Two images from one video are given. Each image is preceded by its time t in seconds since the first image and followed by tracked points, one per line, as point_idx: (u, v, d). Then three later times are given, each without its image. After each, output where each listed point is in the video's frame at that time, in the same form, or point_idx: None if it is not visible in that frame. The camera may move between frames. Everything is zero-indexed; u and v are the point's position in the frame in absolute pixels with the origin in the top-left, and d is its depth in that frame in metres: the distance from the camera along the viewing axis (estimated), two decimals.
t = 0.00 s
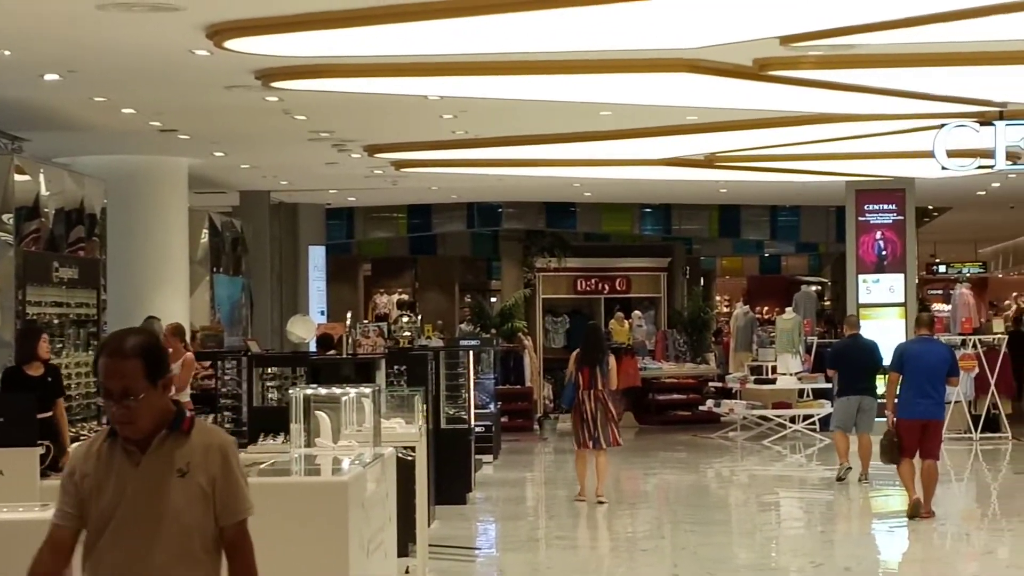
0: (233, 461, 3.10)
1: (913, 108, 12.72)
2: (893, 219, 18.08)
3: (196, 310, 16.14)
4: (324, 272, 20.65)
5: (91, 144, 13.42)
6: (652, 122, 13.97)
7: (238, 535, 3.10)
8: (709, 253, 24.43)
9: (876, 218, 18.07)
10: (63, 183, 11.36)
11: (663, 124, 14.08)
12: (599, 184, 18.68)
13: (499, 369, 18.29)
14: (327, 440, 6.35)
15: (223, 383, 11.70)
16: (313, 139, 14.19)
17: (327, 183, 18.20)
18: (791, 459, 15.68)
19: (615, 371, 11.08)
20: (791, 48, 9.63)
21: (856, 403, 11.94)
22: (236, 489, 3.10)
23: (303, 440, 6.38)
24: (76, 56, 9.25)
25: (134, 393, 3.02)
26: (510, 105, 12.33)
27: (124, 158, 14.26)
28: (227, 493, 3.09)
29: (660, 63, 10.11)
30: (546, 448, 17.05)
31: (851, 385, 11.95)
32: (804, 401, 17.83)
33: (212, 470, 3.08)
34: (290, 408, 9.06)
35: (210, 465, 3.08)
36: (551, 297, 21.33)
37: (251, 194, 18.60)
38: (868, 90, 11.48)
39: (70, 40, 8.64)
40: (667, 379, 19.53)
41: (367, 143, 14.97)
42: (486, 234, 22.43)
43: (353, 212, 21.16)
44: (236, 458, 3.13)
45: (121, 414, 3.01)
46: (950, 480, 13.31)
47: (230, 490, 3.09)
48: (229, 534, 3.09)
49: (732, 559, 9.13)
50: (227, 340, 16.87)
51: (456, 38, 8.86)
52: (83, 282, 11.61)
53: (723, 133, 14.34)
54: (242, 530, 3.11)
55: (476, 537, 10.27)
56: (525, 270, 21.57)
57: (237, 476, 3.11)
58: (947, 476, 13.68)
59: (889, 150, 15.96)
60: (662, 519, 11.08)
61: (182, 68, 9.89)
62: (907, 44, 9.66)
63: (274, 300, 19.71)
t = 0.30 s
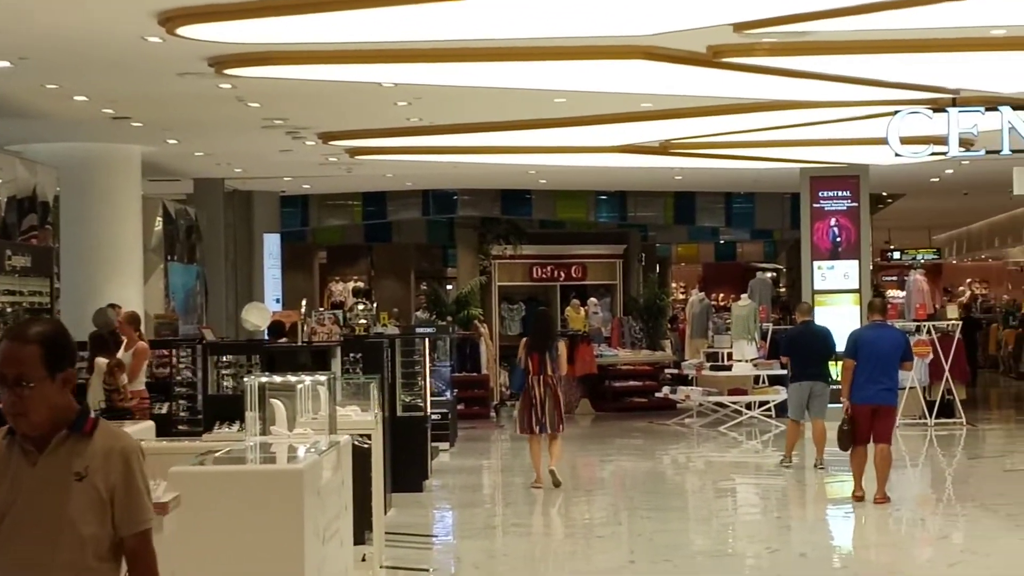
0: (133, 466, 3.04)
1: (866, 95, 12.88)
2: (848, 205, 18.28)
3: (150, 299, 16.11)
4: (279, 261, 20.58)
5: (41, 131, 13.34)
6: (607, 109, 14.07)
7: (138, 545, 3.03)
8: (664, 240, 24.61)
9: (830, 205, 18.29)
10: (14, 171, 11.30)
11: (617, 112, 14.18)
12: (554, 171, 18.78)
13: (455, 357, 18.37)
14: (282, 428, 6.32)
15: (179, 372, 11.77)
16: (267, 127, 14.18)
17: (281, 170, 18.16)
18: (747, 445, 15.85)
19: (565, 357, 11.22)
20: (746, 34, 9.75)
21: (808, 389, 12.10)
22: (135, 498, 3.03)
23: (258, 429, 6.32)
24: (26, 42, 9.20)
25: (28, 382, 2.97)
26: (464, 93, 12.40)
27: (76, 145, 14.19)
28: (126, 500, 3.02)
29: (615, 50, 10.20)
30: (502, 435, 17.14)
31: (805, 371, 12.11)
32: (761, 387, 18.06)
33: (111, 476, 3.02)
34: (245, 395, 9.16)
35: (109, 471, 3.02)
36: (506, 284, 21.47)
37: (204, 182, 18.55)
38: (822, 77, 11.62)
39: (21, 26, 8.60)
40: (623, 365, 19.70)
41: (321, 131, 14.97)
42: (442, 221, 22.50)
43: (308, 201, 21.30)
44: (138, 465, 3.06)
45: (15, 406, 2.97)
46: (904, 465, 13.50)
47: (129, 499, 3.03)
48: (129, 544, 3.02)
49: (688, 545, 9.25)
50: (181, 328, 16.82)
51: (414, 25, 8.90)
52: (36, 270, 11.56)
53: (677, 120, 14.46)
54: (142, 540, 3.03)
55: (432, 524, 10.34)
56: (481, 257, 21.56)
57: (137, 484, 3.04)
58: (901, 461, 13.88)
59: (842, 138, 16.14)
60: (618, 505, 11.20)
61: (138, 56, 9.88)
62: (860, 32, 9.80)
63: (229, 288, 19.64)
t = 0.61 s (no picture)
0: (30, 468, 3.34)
1: (831, 96, 12.98)
2: (814, 206, 18.41)
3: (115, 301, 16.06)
4: (246, 263, 20.56)
5: (6, 134, 13.28)
6: (573, 110, 14.15)
7: (38, 545, 3.34)
8: (631, 241, 24.73)
9: (796, 206, 18.42)
10: None
11: (584, 113, 14.27)
12: (521, 173, 18.85)
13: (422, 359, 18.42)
14: (248, 431, 6.39)
15: (144, 375, 11.75)
16: (233, 129, 14.18)
17: (245, 172, 18.11)
18: (713, 447, 15.96)
19: (531, 358, 11.30)
20: (711, 36, 9.84)
21: (756, 392, 12.23)
22: (33, 500, 3.33)
23: (223, 432, 6.38)
24: None
25: None
26: (431, 94, 12.47)
27: (40, 148, 14.12)
28: (24, 500, 3.33)
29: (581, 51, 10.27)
30: (469, 437, 17.19)
31: (757, 373, 12.24)
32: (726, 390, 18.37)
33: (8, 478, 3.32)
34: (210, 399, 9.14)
35: (7, 472, 3.32)
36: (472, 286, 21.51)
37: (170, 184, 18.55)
38: (788, 78, 11.71)
39: None
40: (590, 367, 19.80)
41: (287, 132, 14.98)
42: (408, 223, 22.58)
43: (274, 202, 21.33)
44: (36, 466, 3.37)
45: None
46: (870, 466, 13.63)
47: (28, 499, 3.33)
48: (29, 544, 3.33)
49: (655, 547, 9.33)
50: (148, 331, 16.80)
51: (382, 26, 8.93)
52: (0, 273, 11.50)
53: (642, 121, 14.56)
54: (42, 541, 3.35)
55: (398, 527, 10.37)
56: (450, 259, 21.58)
57: (35, 485, 3.34)
58: (867, 462, 14.02)
59: (807, 139, 16.27)
60: (586, 507, 11.27)
61: (103, 57, 9.88)
62: (824, 33, 9.90)
63: (194, 290, 19.61)
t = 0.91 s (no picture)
0: None
1: (780, 102, 13.21)
2: (765, 211, 18.71)
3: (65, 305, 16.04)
4: (197, 267, 20.66)
5: None
6: (525, 116, 14.32)
7: None
8: (582, 246, 24.96)
9: (746, 212, 18.70)
10: None
11: (535, 118, 14.43)
12: (472, 178, 18.98)
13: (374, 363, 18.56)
14: (199, 436, 6.48)
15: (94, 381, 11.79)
16: (184, 133, 14.21)
17: (195, 177, 18.12)
18: (664, 451, 16.15)
19: (487, 363, 11.42)
20: (662, 42, 10.03)
21: (704, 393, 12.44)
22: None
23: (173, 437, 6.47)
24: None
25: None
26: (382, 100, 12.59)
27: None
28: None
29: (531, 57, 10.45)
30: (422, 442, 17.31)
31: (700, 376, 12.45)
32: (678, 393, 18.60)
33: None
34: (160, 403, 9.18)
35: None
36: (425, 290, 21.40)
37: (120, 189, 18.57)
38: (737, 83, 11.93)
39: None
40: (542, 372, 19.95)
41: (238, 137, 15.03)
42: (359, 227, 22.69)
43: (225, 207, 21.36)
44: None
45: None
46: (820, 469, 13.87)
47: None
48: None
49: (607, 551, 9.49)
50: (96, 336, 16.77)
51: (338, 32, 9.03)
52: None
53: (593, 127, 14.75)
54: None
55: (350, 532, 10.47)
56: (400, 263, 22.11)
57: None
58: (817, 466, 14.25)
59: (756, 143, 16.53)
60: (537, 511, 11.41)
61: (56, 62, 9.92)
62: (774, 40, 10.11)
63: (144, 296, 19.60)
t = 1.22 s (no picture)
0: None
1: (716, 99, 13.44)
2: (702, 208, 18.97)
3: None
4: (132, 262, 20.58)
5: None
6: (461, 112, 14.46)
7: None
8: (519, 242, 25.26)
9: (683, 208, 18.96)
10: None
11: (472, 114, 14.58)
12: (409, 174, 19.08)
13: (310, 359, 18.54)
14: (133, 433, 6.58)
15: (26, 376, 11.83)
16: (118, 128, 14.22)
17: (130, 172, 18.09)
18: (600, 447, 16.36)
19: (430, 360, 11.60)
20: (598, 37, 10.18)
21: (641, 390, 12.67)
22: None
23: (106, 433, 6.57)
24: None
25: None
26: (318, 95, 12.69)
27: None
28: None
29: (467, 51, 10.59)
30: (358, 438, 17.40)
31: (638, 372, 12.65)
32: (615, 390, 18.83)
33: None
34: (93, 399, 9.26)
35: None
36: (361, 286, 21.58)
37: (55, 183, 18.41)
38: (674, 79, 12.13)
39: None
40: (479, 368, 20.13)
41: (173, 132, 15.05)
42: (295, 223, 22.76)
43: (161, 203, 21.37)
44: None
45: None
46: (756, 467, 14.13)
47: None
48: None
49: (543, 548, 9.66)
50: (30, 332, 16.72)
51: (276, 26, 9.14)
52: None
53: (529, 123, 14.93)
54: None
55: (286, 529, 10.56)
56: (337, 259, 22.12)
57: None
58: (753, 462, 14.53)
59: (691, 141, 16.77)
60: (474, 508, 11.57)
61: None
62: (711, 36, 10.29)
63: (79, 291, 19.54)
